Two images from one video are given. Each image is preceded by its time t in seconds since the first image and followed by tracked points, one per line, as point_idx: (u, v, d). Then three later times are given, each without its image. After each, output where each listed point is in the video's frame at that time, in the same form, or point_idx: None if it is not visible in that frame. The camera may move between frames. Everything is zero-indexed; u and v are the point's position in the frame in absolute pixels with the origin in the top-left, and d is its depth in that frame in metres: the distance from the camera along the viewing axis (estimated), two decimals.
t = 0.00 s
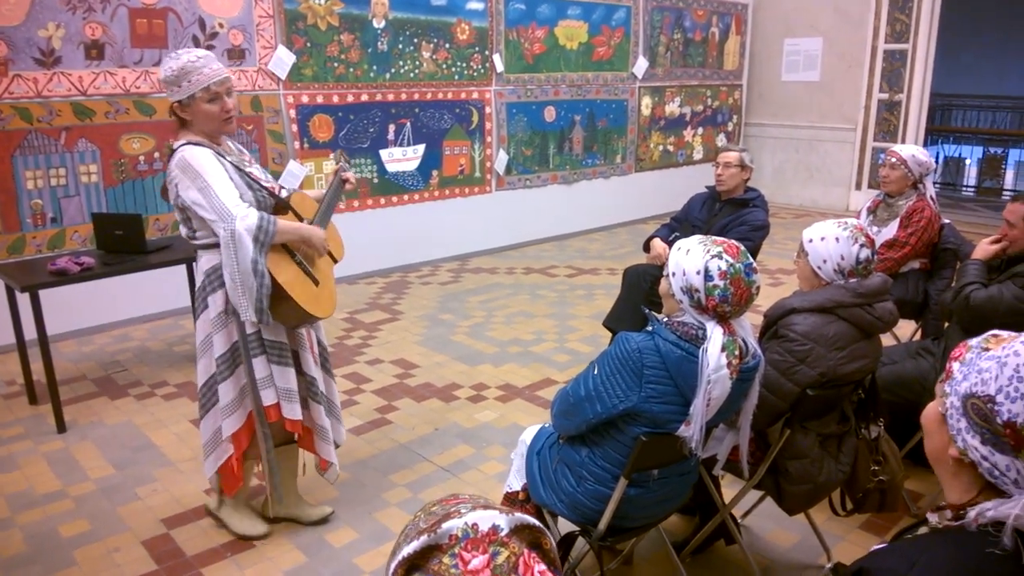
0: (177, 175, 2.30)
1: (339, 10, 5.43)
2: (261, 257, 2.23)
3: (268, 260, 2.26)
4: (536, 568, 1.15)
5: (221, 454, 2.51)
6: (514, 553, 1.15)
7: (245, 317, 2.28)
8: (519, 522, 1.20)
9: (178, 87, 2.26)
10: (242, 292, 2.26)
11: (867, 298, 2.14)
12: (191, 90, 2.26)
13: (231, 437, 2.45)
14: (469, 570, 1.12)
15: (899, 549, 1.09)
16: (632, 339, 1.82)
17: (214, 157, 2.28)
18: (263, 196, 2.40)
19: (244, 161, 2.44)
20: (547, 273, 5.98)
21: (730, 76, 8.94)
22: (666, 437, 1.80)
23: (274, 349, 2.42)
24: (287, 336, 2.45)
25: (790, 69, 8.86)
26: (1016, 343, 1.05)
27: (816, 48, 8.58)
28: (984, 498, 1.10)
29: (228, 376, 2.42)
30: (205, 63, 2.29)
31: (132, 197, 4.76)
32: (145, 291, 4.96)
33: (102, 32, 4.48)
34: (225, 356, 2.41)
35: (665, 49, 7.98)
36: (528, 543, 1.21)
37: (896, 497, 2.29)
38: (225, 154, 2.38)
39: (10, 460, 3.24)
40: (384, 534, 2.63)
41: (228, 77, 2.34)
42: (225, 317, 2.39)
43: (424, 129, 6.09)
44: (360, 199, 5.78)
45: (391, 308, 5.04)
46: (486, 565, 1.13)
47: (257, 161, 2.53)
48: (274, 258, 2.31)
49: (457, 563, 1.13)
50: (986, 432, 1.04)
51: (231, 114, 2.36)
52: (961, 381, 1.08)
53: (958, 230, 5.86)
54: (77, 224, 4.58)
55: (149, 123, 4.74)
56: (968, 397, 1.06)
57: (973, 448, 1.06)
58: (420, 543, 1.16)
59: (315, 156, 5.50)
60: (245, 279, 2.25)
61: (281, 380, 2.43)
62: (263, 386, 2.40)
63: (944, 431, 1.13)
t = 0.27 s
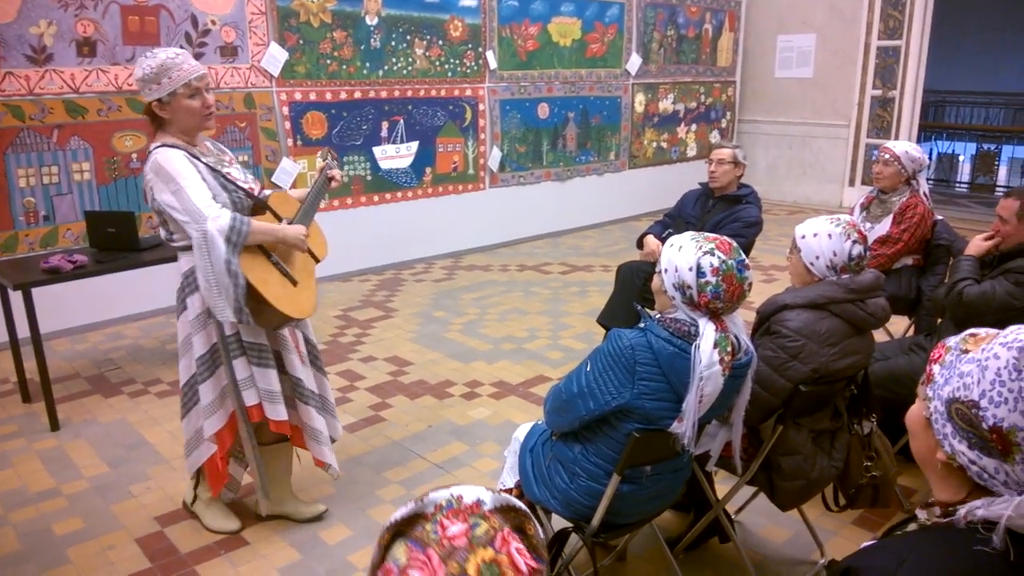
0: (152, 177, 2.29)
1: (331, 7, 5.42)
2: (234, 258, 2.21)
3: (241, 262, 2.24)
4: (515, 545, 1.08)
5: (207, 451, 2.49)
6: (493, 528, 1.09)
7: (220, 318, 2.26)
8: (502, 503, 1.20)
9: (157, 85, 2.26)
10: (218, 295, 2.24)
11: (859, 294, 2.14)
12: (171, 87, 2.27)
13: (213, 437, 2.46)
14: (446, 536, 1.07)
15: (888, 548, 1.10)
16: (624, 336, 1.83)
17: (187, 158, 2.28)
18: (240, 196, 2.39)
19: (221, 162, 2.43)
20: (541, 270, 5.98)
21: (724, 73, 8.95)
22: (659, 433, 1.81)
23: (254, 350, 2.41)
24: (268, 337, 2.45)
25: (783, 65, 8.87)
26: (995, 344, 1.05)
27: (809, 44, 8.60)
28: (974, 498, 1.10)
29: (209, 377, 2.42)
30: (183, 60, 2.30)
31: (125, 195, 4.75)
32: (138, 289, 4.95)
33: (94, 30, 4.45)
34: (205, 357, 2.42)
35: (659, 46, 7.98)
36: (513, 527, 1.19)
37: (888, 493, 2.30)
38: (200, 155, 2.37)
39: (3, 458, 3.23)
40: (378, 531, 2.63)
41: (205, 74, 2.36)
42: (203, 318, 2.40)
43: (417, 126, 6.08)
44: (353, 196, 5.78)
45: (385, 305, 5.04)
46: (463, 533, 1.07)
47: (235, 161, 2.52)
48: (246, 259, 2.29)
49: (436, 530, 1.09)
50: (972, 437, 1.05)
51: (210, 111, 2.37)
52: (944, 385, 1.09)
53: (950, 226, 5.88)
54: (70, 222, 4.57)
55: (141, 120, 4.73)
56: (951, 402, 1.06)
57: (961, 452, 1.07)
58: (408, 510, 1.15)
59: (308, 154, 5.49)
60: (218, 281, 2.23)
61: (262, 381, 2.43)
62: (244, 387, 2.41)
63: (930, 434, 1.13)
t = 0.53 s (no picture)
0: (141, 164, 2.31)
1: (341, 4, 5.43)
2: (195, 249, 2.22)
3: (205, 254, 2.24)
4: (494, 531, 1.23)
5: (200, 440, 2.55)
6: (480, 510, 1.27)
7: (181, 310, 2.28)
8: (501, 493, 1.37)
9: (171, 67, 2.31)
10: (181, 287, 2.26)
11: (871, 294, 2.14)
12: (184, 69, 2.33)
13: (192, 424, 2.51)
14: (436, 504, 1.27)
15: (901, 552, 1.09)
16: (634, 333, 1.83)
17: (174, 148, 2.27)
18: (227, 190, 2.41)
19: (215, 155, 2.46)
20: (549, 267, 5.98)
21: (733, 70, 8.92)
22: (668, 431, 1.81)
23: (229, 344, 2.43)
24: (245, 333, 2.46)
25: (794, 62, 8.83)
26: (1011, 354, 1.06)
27: (820, 42, 8.56)
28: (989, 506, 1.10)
29: (188, 366, 2.47)
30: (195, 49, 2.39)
31: (137, 189, 4.77)
32: (149, 283, 4.98)
33: (108, 26, 4.47)
34: (186, 345, 2.46)
35: (668, 43, 7.96)
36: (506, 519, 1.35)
37: (900, 495, 2.30)
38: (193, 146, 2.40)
39: (18, 448, 3.25)
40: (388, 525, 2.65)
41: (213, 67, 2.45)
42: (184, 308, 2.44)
43: (426, 123, 6.09)
44: (362, 192, 5.79)
45: (394, 301, 5.05)
46: (451, 504, 1.26)
47: (231, 156, 2.57)
48: (215, 252, 2.29)
49: (432, 498, 1.30)
50: (990, 447, 1.05)
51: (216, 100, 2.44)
52: (960, 395, 1.09)
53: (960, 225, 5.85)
54: (85, 216, 4.59)
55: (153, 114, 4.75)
56: (967, 411, 1.07)
57: (978, 461, 1.07)
58: (420, 476, 1.39)
59: (318, 150, 5.51)
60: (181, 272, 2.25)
61: (236, 376, 2.45)
62: (217, 379, 2.45)
63: (946, 442, 1.13)
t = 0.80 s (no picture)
0: (159, 154, 2.36)
1: (372, 5, 5.47)
2: (190, 238, 2.25)
3: (199, 246, 2.27)
4: (536, 547, 1.29)
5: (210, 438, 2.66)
6: (522, 524, 1.33)
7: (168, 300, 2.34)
8: (544, 508, 1.41)
9: (205, 62, 2.35)
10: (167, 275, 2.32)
11: (904, 297, 2.11)
12: (219, 65, 2.37)
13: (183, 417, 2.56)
14: (480, 514, 1.36)
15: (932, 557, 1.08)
16: (662, 334, 1.82)
17: (190, 140, 2.31)
18: (238, 187, 2.43)
19: (235, 154, 2.49)
20: (577, 267, 5.97)
21: (764, 70, 8.83)
22: (695, 433, 1.80)
23: (222, 341, 2.47)
24: (238, 331, 2.49)
25: (825, 63, 8.72)
26: None
27: (852, 42, 8.44)
28: None
29: (182, 360, 2.52)
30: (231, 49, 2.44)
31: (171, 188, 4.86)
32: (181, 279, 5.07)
33: (143, 26, 4.56)
34: (182, 338, 2.51)
35: (698, 43, 7.91)
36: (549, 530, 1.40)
37: (931, 499, 2.26)
38: (213, 142, 2.43)
39: (53, 442, 3.33)
40: (413, 524, 2.66)
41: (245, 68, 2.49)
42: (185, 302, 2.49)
43: (455, 122, 6.11)
44: (391, 191, 5.83)
45: (421, 300, 5.08)
46: (493, 516, 1.34)
47: (253, 157, 2.59)
48: (210, 243, 2.34)
49: (476, 508, 1.38)
50: None
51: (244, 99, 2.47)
52: (997, 399, 1.07)
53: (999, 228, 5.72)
54: (119, 213, 4.68)
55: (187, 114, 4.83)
56: (1003, 416, 1.05)
57: (1013, 467, 1.05)
58: (470, 486, 1.48)
59: (348, 149, 5.56)
60: (172, 261, 2.30)
61: (224, 374, 2.48)
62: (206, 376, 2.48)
63: (981, 447, 1.11)
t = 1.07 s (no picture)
0: (174, 157, 2.40)
1: (395, 8, 5.52)
2: (213, 235, 2.28)
3: (223, 243, 2.31)
4: (547, 547, 1.33)
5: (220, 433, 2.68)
6: (532, 527, 1.37)
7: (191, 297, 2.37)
8: (554, 508, 1.45)
9: (234, 69, 2.39)
10: (192, 273, 2.34)
11: (926, 303, 2.10)
12: (246, 75, 2.42)
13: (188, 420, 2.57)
14: (491, 516, 1.40)
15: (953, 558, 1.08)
16: (682, 338, 1.83)
17: (206, 142, 2.35)
18: (254, 186, 2.45)
19: (250, 156, 2.53)
20: (596, 270, 5.97)
21: (786, 74, 8.78)
22: (715, 437, 1.81)
23: (237, 339, 2.49)
24: (252, 329, 2.52)
25: (848, 67, 8.66)
26: None
27: (875, 45, 8.38)
28: None
29: (193, 362, 2.54)
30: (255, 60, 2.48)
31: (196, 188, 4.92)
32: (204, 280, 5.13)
33: (169, 29, 4.63)
34: (194, 340, 2.54)
35: (720, 47, 7.88)
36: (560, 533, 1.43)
37: (953, 507, 2.23)
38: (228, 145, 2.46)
39: (75, 440, 3.38)
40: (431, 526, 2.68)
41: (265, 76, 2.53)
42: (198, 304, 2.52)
43: (476, 125, 6.14)
44: (412, 194, 5.87)
45: (441, 302, 5.11)
46: (504, 517, 1.39)
47: (267, 159, 2.63)
48: (235, 239, 2.37)
49: (487, 510, 1.43)
50: None
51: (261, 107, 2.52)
52: None
53: None
54: (142, 214, 4.75)
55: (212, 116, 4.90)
56: None
57: None
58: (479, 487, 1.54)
59: (369, 151, 5.59)
60: (194, 258, 2.33)
61: (238, 372, 2.49)
62: (217, 377, 2.48)
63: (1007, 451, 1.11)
